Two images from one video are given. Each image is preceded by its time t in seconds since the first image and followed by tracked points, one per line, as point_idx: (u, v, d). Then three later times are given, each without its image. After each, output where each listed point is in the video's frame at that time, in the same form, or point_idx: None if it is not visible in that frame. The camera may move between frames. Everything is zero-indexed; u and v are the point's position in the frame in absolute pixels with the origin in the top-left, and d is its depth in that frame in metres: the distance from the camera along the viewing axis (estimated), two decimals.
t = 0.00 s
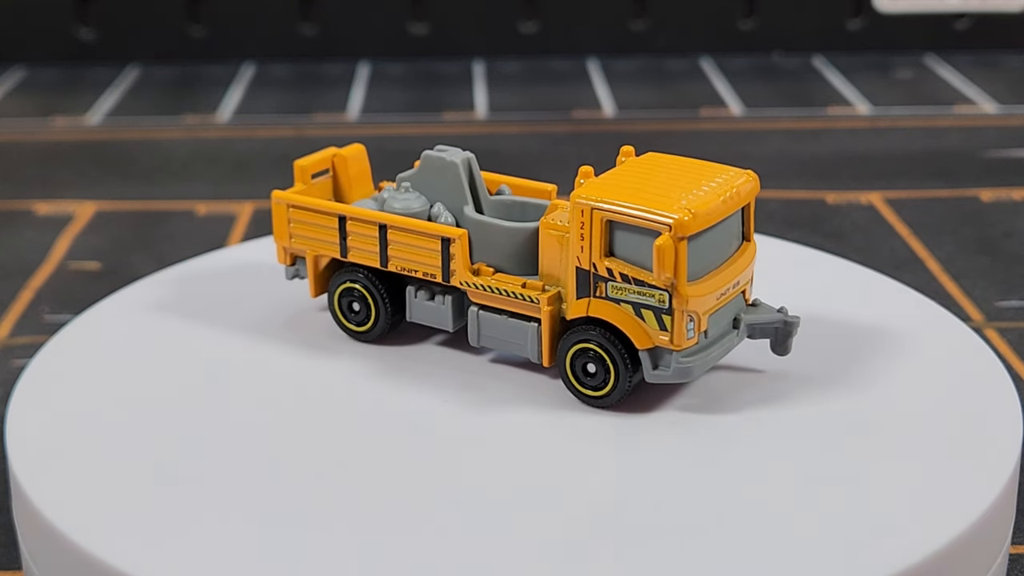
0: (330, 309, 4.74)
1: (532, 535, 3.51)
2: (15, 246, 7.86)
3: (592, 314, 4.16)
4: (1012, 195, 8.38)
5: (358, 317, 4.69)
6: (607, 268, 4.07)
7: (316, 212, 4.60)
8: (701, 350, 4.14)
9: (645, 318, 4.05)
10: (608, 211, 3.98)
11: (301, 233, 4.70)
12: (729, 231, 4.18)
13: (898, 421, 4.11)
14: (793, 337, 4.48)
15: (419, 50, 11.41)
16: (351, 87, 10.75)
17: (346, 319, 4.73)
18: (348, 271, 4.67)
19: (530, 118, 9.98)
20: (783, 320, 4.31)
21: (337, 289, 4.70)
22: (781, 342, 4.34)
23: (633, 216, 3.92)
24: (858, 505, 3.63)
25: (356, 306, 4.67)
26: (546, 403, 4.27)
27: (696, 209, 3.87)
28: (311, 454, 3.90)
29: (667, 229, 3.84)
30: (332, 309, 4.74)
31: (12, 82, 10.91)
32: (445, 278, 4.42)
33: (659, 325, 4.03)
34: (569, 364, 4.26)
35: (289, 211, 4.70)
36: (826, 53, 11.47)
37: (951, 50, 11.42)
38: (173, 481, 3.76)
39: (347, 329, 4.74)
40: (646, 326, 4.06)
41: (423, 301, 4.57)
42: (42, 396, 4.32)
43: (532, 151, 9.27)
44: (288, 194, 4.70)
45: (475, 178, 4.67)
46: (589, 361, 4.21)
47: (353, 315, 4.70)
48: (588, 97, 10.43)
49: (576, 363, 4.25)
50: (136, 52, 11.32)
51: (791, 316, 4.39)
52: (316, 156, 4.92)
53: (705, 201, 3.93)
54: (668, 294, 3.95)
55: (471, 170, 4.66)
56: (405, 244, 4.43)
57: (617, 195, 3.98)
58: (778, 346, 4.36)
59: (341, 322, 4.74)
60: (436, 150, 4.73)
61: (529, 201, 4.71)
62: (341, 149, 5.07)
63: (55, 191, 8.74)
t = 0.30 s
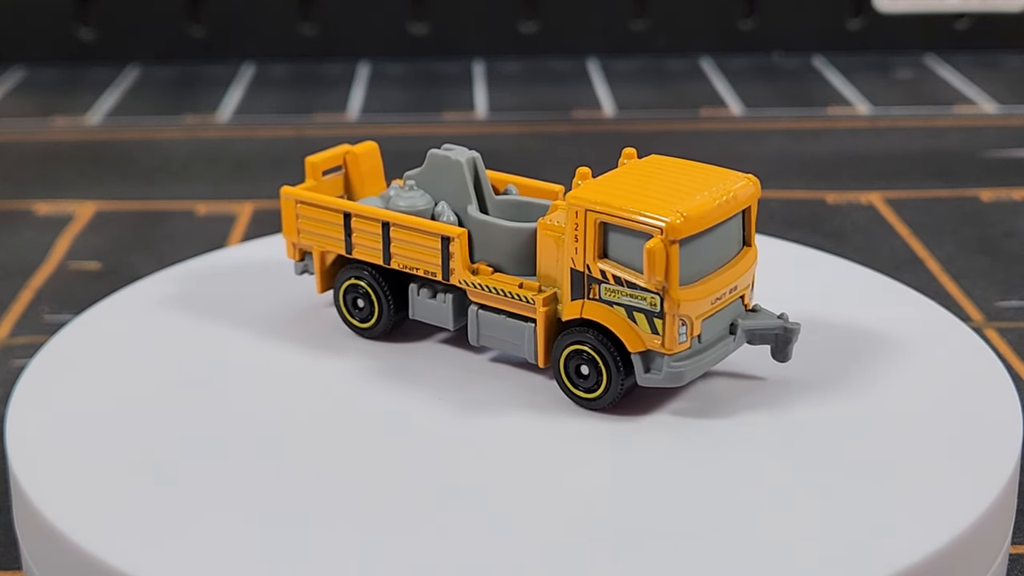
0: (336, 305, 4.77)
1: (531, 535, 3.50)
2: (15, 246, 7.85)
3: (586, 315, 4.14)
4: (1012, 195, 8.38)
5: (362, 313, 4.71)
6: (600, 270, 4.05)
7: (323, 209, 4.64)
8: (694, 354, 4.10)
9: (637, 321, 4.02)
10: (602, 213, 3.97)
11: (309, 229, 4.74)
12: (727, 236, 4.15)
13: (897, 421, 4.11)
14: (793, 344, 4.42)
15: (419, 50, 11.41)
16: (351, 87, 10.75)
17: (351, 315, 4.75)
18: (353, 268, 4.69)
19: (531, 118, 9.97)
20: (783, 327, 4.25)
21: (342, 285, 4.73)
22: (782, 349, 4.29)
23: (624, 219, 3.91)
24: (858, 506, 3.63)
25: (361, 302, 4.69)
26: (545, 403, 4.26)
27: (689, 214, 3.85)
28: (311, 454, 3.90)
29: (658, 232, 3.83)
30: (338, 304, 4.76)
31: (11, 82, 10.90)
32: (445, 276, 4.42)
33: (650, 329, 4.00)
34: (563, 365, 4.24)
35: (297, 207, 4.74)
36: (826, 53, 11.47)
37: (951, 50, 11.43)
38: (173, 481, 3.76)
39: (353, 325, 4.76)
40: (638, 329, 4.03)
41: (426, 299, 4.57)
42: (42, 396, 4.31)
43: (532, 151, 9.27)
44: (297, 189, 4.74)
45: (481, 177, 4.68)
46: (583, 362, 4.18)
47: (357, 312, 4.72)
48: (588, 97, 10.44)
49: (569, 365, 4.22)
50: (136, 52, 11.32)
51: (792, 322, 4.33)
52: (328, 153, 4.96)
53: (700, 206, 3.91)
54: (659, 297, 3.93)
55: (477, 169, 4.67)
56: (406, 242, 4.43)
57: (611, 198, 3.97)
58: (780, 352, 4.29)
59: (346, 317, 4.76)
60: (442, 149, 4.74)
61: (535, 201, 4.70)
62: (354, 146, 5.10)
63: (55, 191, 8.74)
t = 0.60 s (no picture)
0: (342, 301, 4.79)
1: (531, 536, 3.50)
2: (15, 246, 7.86)
3: (580, 317, 4.12)
4: (1012, 195, 8.38)
5: (367, 310, 4.73)
6: (593, 272, 4.03)
7: (329, 205, 4.66)
8: (686, 359, 4.08)
9: (629, 324, 4.00)
10: (595, 215, 3.95)
11: (316, 225, 4.76)
12: (724, 239, 4.12)
13: (898, 421, 4.11)
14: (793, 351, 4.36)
15: (419, 49, 11.41)
16: (351, 87, 10.75)
17: (356, 312, 4.77)
18: (359, 265, 4.70)
19: (530, 118, 9.97)
20: (782, 332, 4.19)
21: (348, 281, 4.75)
22: (781, 355, 4.22)
23: (617, 220, 3.89)
24: (858, 505, 3.63)
25: (365, 299, 4.71)
26: (545, 403, 4.26)
27: (681, 216, 3.82)
28: (311, 454, 3.90)
29: (649, 234, 3.81)
30: (344, 301, 4.79)
31: (11, 81, 10.90)
32: (444, 275, 4.42)
33: (641, 332, 3.97)
34: (557, 367, 4.23)
35: (304, 203, 4.76)
36: (826, 53, 11.48)
37: (951, 50, 11.43)
38: (173, 483, 3.75)
39: (358, 322, 4.79)
40: (630, 332, 4.01)
41: (428, 297, 4.57)
42: (42, 396, 4.31)
43: (532, 151, 9.27)
44: (306, 185, 4.76)
45: (486, 177, 4.67)
46: (576, 364, 4.18)
47: (362, 308, 4.75)
48: (588, 97, 10.44)
49: (563, 366, 4.22)
50: (136, 53, 11.32)
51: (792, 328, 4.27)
52: (341, 150, 4.98)
53: (694, 209, 3.88)
54: (651, 300, 3.90)
55: (482, 169, 4.67)
56: (408, 239, 4.44)
57: (604, 199, 3.95)
58: (778, 359, 4.25)
59: (352, 314, 4.79)
60: (449, 147, 4.74)
61: (540, 202, 4.68)
62: (367, 144, 5.12)
63: (55, 191, 8.74)
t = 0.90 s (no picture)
0: (349, 297, 4.80)
1: (531, 529, 3.46)
2: (15, 246, 7.86)
3: (573, 319, 4.07)
4: (1012, 195, 8.38)
5: (372, 307, 4.74)
6: (587, 274, 3.98)
7: (337, 202, 4.67)
8: (678, 364, 3.99)
9: (621, 327, 3.93)
10: (589, 216, 3.89)
11: (324, 222, 4.78)
12: (722, 244, 4.03)
13: (899, 419, 4.08)
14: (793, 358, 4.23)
15: (419, 49, 11.40)
16: (351, 87, 10.75)
17: (362, 309, 4.78)
18: (365, 262, 4.71)
19: (530, 118, 9.97)
20: (781, 339, 4.06)
21: (352, 278, 4.76)
22: (780, 363, 4.10)
23: (609, 222, 3.83)
24: (859, 501, 3.60)
25: (371, 296, 4.71)
26: (546, 399, 4.24)
27: (673, 219, 3.74)
28: (309, 452, 3.86)
29: (640, 237, 3.74)
30: (350, 297, 4.80)
31: (11, 81, 10.90)
32: (445, 273, 4.42)
33: (633, 335, 3.90)
34: (551, 368, 4.17)
35: (313, 200, 4.78)
36: (826, 53, 11.48)
37: (951, 50, 11.43)
38: (173, 483, 3.72)
39: (363, 318, 4.80)
40: (622, 335, 3.94)
41: (431, 296, 4.57)
42: (41, 396, 4.28)
43: (532, 150, 9.27)
44: (316, 182, 4.78)
45: (491, 176, 4.64)
46: (569, 366, 4.11)
47: (368, 305, 4.75)
48: (588, 97, 10.44)
49: (557, 367, 4.16)
50: (136, 53, 11.32)
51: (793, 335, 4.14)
52: (353, 148, 4.99)
53: (688, 213, 3.80)
54: (642, 304, 3.84)
55: (487, 169, 4.63)
56: (411, 238, 4.44)
57: (598, 201, 3.89)
58: (777, 367, 4.12)
59: (358, 310, 4.80)
60: (458, 147, 4.73)
61: (545, 202, 4.65)
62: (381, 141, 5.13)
63: (55, 191, 8.75)
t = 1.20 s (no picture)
0: (357, 294, 4.82)
1: (532, 529, 3.46)
2: (15, 246, 7.86)
3: (568, 321, 4.05)
4: (1012, 195, 8.37)
5: (379, 305, 4.75)
6: (581, 277, 3.97)
7: (347, 199, 4.69)
8: (671, 369, 3.97)
9: (613, 330, 3.92)
10: (583, 219, 3.89)
11: (333, 219, 4.80)
12: (719, 249, 3.99)
13: (898, 420, 4.08)
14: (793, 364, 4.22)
15: (419, 50, 11.40)
16: (351, 87, 10.75)
17: (369, 306, 4.80)
18: (372, 260, 4.72)
19: (530, 118, 9.97)
20: (780, 347, 4.07)
21: (360, 275, 4.79)
22: (780, 370, 4.10)
23: (603, 226, 3.81)
24: (859, 501, 3.60)
25: (378, 294, 4.73)
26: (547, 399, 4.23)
27: (665, 224, 3.72)
28: (309, 452, 3.86)
29: (632, 241, 3.72)
30: (358, 294, 4.82)
31: (11, 81, 10.90)
32: (447, 272, 4.42)
33: (625, 338, 3.89)
34: (545, 369, 4.16)
35: (325, 196, 4.81)
36: (826, 53, 11.48)
37: (950, 51, 11.43)
38: (172, 483, 3.72)
39: (371, 316, 4.81)
40: (614, 339, 3.92)
41: (435, 294, 4.57)
42: (41, 396, 4.28)
43: (532, 150, 9.27)
44: (328, 179, 4.81)
45: (498, 176, 4.61)
46: (563, 368, 4.10)
47: (375, 302, 4.77)
48: (588, 97, 10.44)
49: (551, 368, 4.14)
50: (137, 53, 11.32)
51: (790, 342, 4.14)
52: (367, 146, 5.00)
53: (682, 217, 3.77)
54: (633, 308, 3.82)
55: (494, 168, 4.60)
56: (416, 236, 4.45)
57: (593, 204, 3.89)
58: (777, 373, 4.12)
59: (366, 308, 4.82)
60: (466, 146, 4.71)
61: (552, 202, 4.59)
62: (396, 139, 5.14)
63: (55, 191, 8.75)
